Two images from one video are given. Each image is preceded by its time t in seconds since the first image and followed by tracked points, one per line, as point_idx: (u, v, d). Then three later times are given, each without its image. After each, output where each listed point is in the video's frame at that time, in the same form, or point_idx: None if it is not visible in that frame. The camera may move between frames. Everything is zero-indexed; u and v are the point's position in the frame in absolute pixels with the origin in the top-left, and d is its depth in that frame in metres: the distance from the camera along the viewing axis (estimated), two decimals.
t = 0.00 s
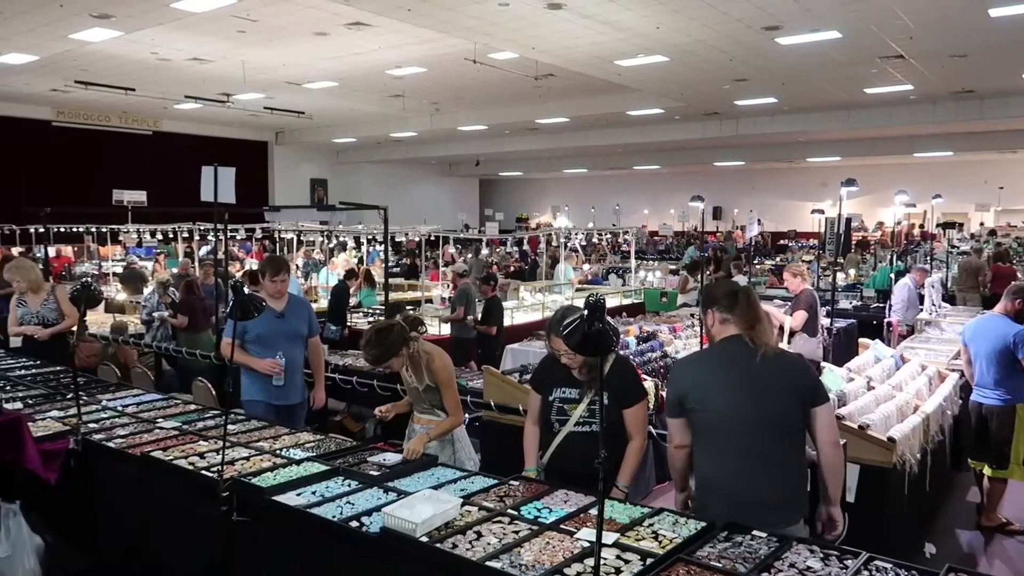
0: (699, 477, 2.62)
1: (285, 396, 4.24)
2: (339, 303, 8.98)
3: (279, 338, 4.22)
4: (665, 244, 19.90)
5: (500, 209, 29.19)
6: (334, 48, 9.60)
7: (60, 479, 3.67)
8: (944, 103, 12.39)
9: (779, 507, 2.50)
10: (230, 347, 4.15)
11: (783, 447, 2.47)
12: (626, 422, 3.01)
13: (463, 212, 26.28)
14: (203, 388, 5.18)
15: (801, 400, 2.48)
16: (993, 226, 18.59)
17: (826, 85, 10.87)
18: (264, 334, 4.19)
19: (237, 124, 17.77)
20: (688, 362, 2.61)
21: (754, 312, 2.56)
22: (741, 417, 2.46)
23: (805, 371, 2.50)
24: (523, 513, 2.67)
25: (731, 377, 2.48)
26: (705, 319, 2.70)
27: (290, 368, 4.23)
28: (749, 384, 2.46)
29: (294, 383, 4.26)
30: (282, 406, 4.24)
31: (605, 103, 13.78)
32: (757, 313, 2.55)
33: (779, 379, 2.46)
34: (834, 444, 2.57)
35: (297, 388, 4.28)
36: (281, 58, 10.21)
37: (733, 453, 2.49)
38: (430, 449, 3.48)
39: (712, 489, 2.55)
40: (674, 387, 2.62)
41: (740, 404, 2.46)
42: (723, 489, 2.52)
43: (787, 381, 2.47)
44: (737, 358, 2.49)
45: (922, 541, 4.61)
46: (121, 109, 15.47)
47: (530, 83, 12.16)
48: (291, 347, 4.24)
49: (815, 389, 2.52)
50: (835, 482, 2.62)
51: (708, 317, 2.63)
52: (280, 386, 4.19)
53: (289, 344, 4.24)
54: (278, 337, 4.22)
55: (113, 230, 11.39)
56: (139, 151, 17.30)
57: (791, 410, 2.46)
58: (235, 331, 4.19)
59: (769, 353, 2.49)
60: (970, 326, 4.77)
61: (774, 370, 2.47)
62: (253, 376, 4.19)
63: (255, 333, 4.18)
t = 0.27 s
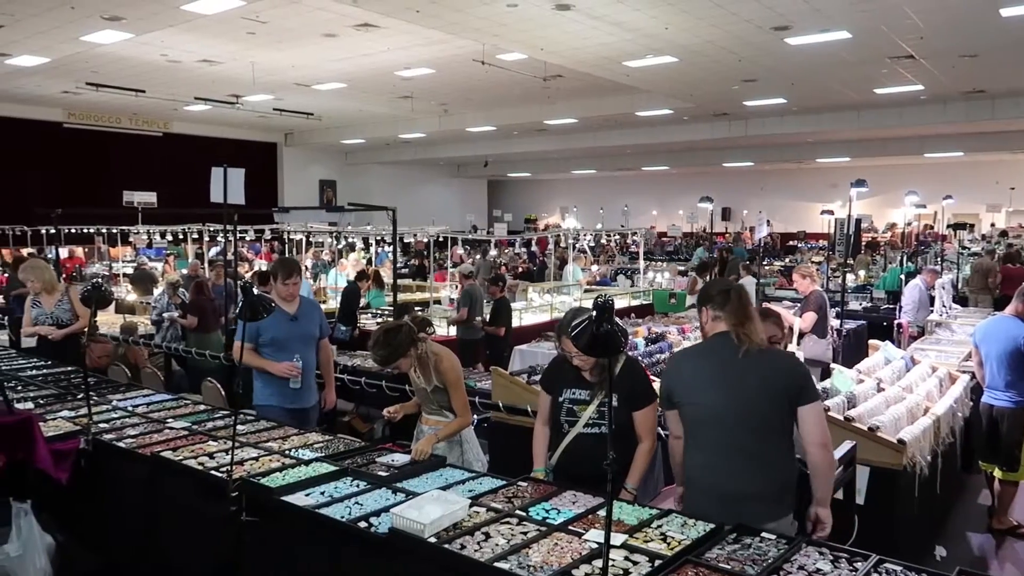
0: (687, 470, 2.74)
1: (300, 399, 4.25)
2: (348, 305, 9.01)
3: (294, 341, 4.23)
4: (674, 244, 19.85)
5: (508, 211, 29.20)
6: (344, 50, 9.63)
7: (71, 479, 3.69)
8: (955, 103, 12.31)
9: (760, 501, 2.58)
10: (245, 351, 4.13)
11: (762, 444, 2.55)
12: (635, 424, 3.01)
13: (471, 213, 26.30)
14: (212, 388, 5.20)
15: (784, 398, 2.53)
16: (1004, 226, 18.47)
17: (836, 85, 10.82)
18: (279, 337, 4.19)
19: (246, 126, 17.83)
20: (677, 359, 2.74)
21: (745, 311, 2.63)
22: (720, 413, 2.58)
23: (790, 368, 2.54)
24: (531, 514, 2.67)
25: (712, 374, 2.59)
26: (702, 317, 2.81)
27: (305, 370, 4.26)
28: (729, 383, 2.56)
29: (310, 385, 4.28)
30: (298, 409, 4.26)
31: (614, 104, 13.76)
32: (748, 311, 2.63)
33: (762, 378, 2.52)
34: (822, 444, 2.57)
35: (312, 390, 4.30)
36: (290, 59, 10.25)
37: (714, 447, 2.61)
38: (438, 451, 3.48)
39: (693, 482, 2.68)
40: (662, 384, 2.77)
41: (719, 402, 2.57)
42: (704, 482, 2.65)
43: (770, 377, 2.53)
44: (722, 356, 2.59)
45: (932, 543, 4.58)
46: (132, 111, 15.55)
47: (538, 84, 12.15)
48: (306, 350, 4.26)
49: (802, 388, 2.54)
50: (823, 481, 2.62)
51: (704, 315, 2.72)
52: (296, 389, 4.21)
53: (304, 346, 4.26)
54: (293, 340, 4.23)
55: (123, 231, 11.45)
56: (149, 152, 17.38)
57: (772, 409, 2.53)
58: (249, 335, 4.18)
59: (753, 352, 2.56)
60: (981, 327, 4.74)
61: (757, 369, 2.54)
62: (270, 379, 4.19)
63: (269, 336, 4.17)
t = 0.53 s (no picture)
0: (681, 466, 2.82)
1: (316, 400, 4.28)
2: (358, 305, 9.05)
3: (310, 341, 4.24)
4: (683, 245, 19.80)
5: (517, 211, 29.21)
6: (353, 51, 9.66)
7: (82, 478, 3.72)
8: (967, 103, 12.23)
9: (744, 497, 2.62)
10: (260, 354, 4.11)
11: (745, 441, 2.60)
12: (641, 427, 3.01)
13: (480, 214, 26.33)
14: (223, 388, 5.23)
15: (765, 398, 2.55)
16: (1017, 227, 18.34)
17: (846, 86, 10.77)
18: (295, 339, 4.19)
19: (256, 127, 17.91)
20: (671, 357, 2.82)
21: (738, 310, 2.66)
22: (703, 412, 2.66)
23: (775, 367, 2.56)
24: (540, 515, 2.67)
25: (696, 374, 2.68)
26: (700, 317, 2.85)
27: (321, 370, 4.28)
28: (713, 382, 2.63)
29: (326, 385, 4.31)
30: (315, 410, 4.28)
31: (623, 105, 13.74)
32: (740, 311, 2.66)
33: (743, 377, 2.58)
34: (808, 443, 2.54)
35: (328, 390, 4.33)
36: (299, 60, 10.28)
37: (700, 444, 2.69)
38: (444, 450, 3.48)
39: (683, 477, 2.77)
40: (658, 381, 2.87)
41: (703, 400, 2.65)
42: (692, 478, 2.73)
43: (753, 375, 2.57)
44: (708, 356, 2.66)
45: (943, 546, 4.56)
46: (143, 112, 15.64)
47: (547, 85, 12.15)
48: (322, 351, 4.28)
49: (786, 387, 2.55)
50: (811, 481, 2.57)
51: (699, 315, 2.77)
52: (313, 390, 4.23)
53: (320, 347, 4.28)
54: (308, 341, 4.24)
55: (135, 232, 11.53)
56: (160, 153, 17.48)
57: (753, 408, 2.57)
58: (263, 337, 4.16)
59: (740, 351, 2.61)
60: (993, 329, 4.70)
61: (740, 369, 2.59)
62: (286, 381, 4.19)
63: (285, 338, 4.17)
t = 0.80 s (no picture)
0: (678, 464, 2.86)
1: (331, 400, 4.29)
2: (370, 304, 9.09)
3: (323, 341, 4.26)
4: (693, 246, 19.74)
5: (526, 212, 29.21)
6: (362, 52, 9.68)
7: (94, 476, 3.74)
8: (979, 103, 12.15)
9: (735, 494, 2.66)
10: (273, 355, 4.11)
11: (736, 438, 2.65)
12: (645, 427, 2.99)
13: (489, 215, 26.34)
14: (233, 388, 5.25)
15: (756, 395, 2.60)
16: None
17: (856, 86, 10.71)
18: (307, 339, 4.20)
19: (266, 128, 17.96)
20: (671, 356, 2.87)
21: (734, 312, 2.70)
22: (697, 410, 2.72)
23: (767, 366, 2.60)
24: (548, 516, 2.66)
25: (689, 373, 2.75)
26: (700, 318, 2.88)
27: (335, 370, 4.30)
28: (707, 380, 2.69)
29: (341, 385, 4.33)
30: (330, 410, 4.30)
31: (632, 105, 13.72)
32: (738, 311, 2.70)
33: (733, 376, 2.63)
34: (797, 439, 2.56)
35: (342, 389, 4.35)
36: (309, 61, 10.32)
37: (693, 442, 2.76)
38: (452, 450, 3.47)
39: (677, 474, 2.83)
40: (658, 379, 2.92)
41: (696, 398, 2.72)
42: (685, 475, 2.79)
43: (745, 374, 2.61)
44: (703, 356, 2.72)
45: (955, 549, 4.53)
46: (154, 113, 15.72)
47: (556, 86, 12.15)
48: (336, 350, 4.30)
49: (776, 385, 2.58)
50: (800, 478, 2.58)
51: (698, 316, 2.82)
52: (328, 389, 4.25)
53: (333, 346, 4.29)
54: (321, 341, 4.25)
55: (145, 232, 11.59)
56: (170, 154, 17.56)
57: (742, 406, 2.62)
58: (275, 339, 4.16)
59: (734, 350, 2.66)
60: (1005, 330, 4.68)
61: (733, 366, 2.64)
62: (300, 382, 4.20)
63: (297, 339, 4.17)
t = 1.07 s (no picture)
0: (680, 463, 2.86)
1: (344, 400, 4.31)
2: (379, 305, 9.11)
3: (335, 342, 4.27)
4: (702, 247, 19.70)
5: (535, 213, 29.22)
6: (371, 53, 9.70)
7: (105, 475, 3.77)
8: (991, 103, 12.06)
9: (731, 491, 2.65)
10: (284, 358, 4.12)
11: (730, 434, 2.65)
12: (647, 428, 2.98)
13: (498, 215, 26.36)
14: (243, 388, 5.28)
15: (750, 390, 2.60)
16: None
17: (867, 86, 10.67)
18: (319, 341, 4.21)
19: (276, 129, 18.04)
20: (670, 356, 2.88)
21: (733, 311, 2.68)
22: (693, 408, 2.72)
23: (760, 361, 2.60)
24: (557, 517, 2.66)
25: (685, 372, 2.76)
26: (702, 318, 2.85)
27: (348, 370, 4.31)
28: (702, 378, 2.69)
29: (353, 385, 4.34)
30: (343, 410, 4.31)
31: (642, 106, 13.70)
32: (736, 311, 2.67)
33: (727, 374, 2.63)
34: (790, 432, 2.54)
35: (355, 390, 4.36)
36: (318, 63, 10.35)
37: (691, 440, 2.76)
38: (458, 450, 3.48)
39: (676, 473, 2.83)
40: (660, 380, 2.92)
41: (692, 397, 2.72)
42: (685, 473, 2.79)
43: (738, 371, 2.62)
44: (700, 355, 2.72)
45: (966, 551, 4.50)
46: (165, 115, 15.81)
47: (565, 87, 12.15)
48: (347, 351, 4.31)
49: (769, 379, 2.58)
50: (794, 474, 2.57)
51: (698, 315, 2.81)
52: (340, 390, 4.26)
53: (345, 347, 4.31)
54: (332, 342, 4.25)
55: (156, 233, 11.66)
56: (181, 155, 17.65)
57: (738, 403, 2.62)
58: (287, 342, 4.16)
59: (730, 348, 2.66)
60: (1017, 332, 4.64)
61: (728, 364, 2.64)
62: (314, 383, 4.21)
63: (308, 340, 4.18)
